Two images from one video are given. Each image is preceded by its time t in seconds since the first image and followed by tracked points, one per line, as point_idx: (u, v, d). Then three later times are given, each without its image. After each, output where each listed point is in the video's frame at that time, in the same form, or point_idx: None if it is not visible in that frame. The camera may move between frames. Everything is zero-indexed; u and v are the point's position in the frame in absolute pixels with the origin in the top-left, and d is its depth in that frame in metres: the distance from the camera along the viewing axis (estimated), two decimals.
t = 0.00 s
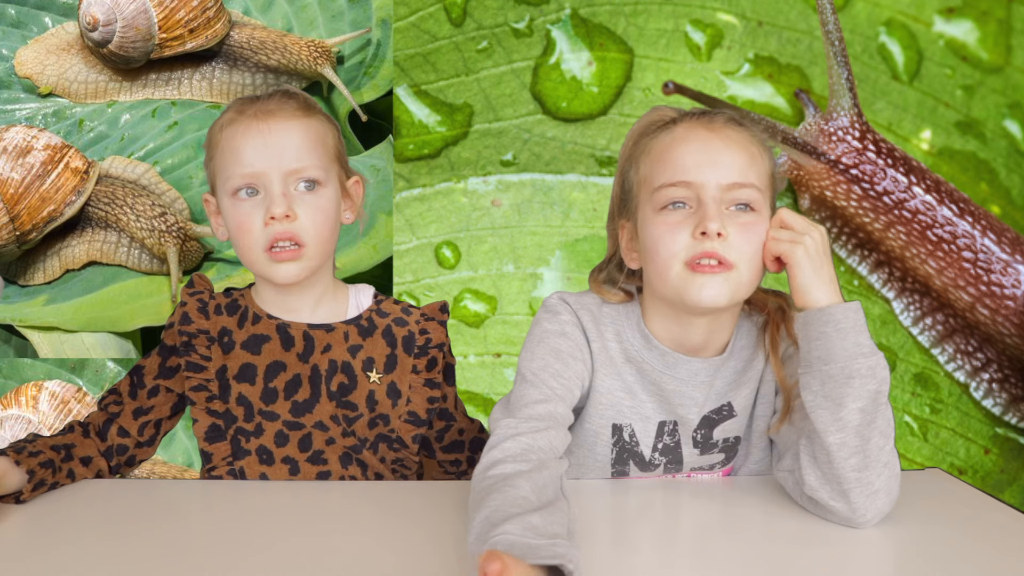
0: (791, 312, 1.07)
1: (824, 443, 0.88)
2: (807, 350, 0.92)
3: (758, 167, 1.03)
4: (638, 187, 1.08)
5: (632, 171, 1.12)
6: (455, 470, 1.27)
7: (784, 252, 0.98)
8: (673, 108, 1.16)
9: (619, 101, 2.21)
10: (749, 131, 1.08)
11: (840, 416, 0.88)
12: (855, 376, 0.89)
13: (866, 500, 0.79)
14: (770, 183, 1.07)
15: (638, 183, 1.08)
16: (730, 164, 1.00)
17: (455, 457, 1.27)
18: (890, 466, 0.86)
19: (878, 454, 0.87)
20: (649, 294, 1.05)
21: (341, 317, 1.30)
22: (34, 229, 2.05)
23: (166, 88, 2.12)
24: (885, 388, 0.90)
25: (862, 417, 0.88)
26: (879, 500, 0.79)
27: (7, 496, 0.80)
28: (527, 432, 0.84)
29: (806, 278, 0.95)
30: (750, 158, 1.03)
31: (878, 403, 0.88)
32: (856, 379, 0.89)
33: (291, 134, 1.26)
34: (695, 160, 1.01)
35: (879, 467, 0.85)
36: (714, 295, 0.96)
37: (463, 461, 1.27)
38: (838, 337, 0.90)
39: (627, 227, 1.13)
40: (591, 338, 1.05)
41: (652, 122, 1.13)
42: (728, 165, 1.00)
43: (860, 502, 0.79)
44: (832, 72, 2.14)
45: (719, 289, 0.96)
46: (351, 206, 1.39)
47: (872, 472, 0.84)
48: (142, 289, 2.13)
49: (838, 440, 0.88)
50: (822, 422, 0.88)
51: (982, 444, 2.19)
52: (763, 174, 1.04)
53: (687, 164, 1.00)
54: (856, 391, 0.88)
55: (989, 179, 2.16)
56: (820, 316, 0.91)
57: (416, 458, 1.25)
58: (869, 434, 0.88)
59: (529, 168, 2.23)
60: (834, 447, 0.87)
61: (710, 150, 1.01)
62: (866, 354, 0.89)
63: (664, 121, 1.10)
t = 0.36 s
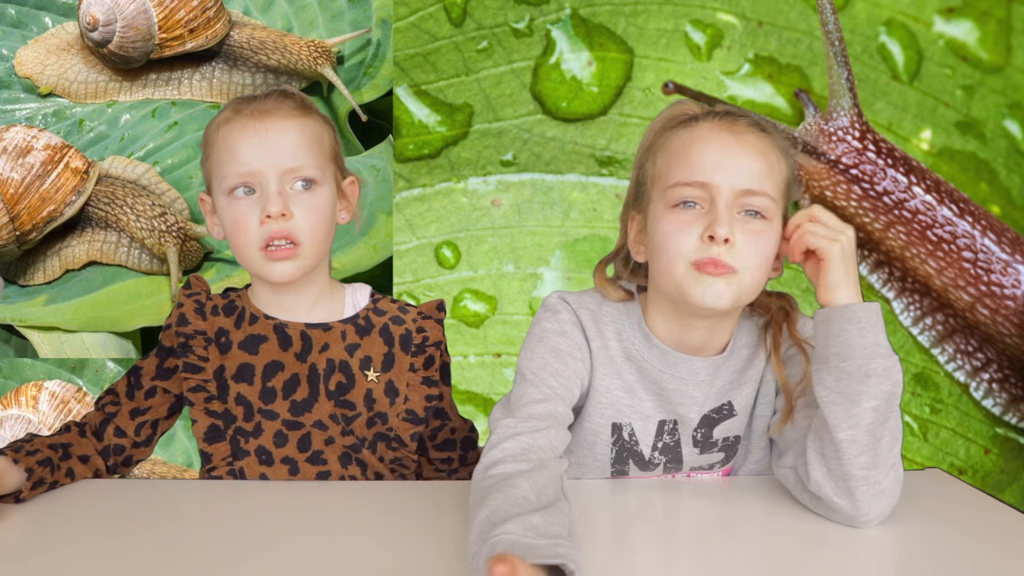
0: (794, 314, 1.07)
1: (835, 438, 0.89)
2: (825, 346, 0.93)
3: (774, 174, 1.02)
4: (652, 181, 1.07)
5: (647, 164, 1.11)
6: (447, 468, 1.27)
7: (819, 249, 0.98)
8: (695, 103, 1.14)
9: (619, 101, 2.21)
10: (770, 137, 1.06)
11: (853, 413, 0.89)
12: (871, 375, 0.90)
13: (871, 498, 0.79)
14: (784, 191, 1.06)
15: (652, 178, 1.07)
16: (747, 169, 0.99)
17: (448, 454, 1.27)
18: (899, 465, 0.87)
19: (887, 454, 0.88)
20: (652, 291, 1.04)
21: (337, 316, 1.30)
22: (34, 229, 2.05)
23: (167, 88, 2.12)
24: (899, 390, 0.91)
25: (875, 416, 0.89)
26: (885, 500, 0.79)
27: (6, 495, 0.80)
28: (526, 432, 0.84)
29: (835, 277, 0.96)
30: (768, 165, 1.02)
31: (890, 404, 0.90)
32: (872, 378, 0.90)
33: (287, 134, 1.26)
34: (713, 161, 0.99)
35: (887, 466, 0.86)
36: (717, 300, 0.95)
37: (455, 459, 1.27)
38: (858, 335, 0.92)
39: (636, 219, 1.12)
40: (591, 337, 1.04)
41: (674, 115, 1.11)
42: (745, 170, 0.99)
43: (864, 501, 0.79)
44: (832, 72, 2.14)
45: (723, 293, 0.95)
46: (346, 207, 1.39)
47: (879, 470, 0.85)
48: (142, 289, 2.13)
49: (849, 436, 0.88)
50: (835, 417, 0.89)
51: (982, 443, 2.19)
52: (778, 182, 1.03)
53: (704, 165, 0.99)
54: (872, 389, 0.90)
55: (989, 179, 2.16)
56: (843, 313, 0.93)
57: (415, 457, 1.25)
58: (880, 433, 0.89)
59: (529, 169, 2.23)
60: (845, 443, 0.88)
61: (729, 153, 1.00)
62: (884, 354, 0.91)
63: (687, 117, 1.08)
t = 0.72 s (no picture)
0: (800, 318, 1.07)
1: (843, 436, 0.89)
2: (838, 345, 0.94)
3: (791, 182, 1.02)
4: (667, 185, 1.07)
5: (661, 166, 1.10)
6: (441, 465, 1.28)
7: (831, 247, 1.00)
8: (709, 105, 1.14)
9: (619, 101, 2.21)
10: (786, 144, 1.06)
11: (863, 412, 0.89)
12: (883, 376, 0.90)
13: (873, 499, 0.79)
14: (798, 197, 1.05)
15: (667, 182, 1.06)
16: (767, 177, 0.99)
17: (441, 451, 1.28)
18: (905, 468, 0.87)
19: (894, 455, 0.88)
20: (664, 295, 1.04)
21: (335, 316, 1.30)
22: (34, 229, 2.05)
23: (167, 88, 2.12)
24: (909, 395, 0.91)
25: (884, 417, 0.89)
26: (887, 500, 0.79)
27: (6, 494, 0.80)
28: (530, 433, 0.84)
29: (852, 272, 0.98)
30: (784, 172, 1.01)
31: (900, 407, 0.90)
32: (883, 380, 0.90)
33: (281, 134, 1.26)
34: (732, 169, 0.99)
35: (893, 466, 0.86)
36: (733, 308, 0.95)
37: (448, 454, 1.29)
38: (873, 336, 0.92)
39: (648, 221, 1.12)
40: (599, 338, 1.04)
41: (690, 119, 1.11)
42: (765, 178, 0.98)
43: (867, 501, 0.79)
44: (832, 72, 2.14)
45: (737, 305, 0.95)
46: (342, 207, 1.38)
47: (885, 469, 0.85)
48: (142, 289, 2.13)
49: (857, 435, 0.88)
50: (845, 415, 0.90)
51: (981, 443, 2.19)
52: (794, 189, 1.03)
53: (723, 173, 0.99)
54: (883, 390, 0.90)
55: (989, 179, 2.16)
56: (860, 312, 0.93)
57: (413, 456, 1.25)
58: (888, 434, 0.89)
59: (529, 168, 2.23)
60: (852, 441, 0.88)
61: (748, 160, 0.99)
62: (897, 357, 0.91)
63: (704, 122, 1.07)
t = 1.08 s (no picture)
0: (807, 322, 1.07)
1: (844, 435, 0.89)
2: (841, 346, 0.94)
3: (803, 181, 1.01)
4: (678, 185, 1.06)
5: (671, 166, 1.09)
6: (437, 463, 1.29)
7: (842, 242, 1.01)
8: (719, 104, 1.13)
9: (619, 101, 2.21)
10: (797, 144, 1.05)
11: (864, 412, 0.89)
12: (885, 376, 0.90)
13: (873, 499, 0.79)
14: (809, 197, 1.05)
15: (678, 182, 1.06)
16: (779, 176, 0.98)
17: (436, 449, 1.29)
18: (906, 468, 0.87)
19: (895, 455, 0.88)
20: (674, 294, 1.03)
21: (334, 317, 1.30)
22: (34, 229, 2.05)
23: (166, 88, 2.12)
24: (910, 396, 0.91)
25: (885, 417, 0.89)
26: (888, 500, 0.79)
27: (6, 494, 0.80)
28: (533, 431, 0.84)
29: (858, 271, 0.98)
30: (796, 171, 1.01)
31: (902, 408, 0.90)
32: (885, 380, 0.90)
33: (284, 134, 1.26)
34: (743, 168, 0.98)
35: (894, 465, 0.86)
36: (745, 306, 0.94)
37: (443, 452, 1.30)
38: (875, 337, 0.92)
39: (659, 221, 1.11)
40: (604, 336, 1.04)
41: (701, 119, 1.10)
42: (776, 177, 0.98)
43: (868, 500, 0.79)
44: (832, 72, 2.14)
45: (750, 302, 0.94)
46: (343, 208, 1.38)
47: (886, 469, 0.85)
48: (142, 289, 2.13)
49: (859, 434, 0.88)
50: (846, 415, 0.89)
51: (982, 443, 2.19)
52: (806, 189, 1.03)
53: (734, 172, 0.98)
54: (884, 390, 0.90)
55: (989, 179, 2.16)
56: (860, 313, 0.93)
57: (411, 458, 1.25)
58: (889, 434, 0.89)
59: (529, 168, 2.23)
60: (854, 440, 0.88)
61: (760, 160, 0.99)
62: (899, 357, 0.91)
63: (715, 121, 1.07)
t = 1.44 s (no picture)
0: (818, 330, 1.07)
1: (849, 435, 0.89)
2: (849, 346, 0.94)
3: (817, 189, 1.01)
4: (692, 189, 1.06)
5: (686, 169, 1.09)
6: (432, 466, 1.29)
7: (858, 242, 1.01)
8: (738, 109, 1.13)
9: (619, 101, 2.21)
10: (813, 150, 1.05)
11: (870, 412, 0.89)
12: (892, 377, 0.91)
13: (875, 499, 0.79)
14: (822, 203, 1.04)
15: (692, 186, 1.06)
16: (791, 184, 0.98)
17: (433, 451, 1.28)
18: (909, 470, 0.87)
19: (900, 455, 0.88)
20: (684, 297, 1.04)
21: (331, 317, 1.30)
22: (34, 229, 2.05)
23: (166, 88, 2.12)
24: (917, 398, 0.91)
25: (891, 418, 0.90)
26: (890, 500, 0.79)
27: (6, 494, 0.80)
28: (539, 431, 0.84)
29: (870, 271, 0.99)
30: (811, 179, 1.00)
31: (908, 409, 0.90)
32: (892, 381, 0.91)
33: (281, 134, 1.25)
34: (757, 175, 0.98)
35: (897, 466, 0.87)
36: (754, 315, 0.95)
37: (440, 454, 1.29)
38: (884, 338, 0.93)
39: (673, 223, 1.11)
40: (616, 336, 1.04)
41: (718, 122, 1.10)
42: (789, 186, 0.97)
43: (869, 500, 0.79)
44: (832, 72, 2.14)
45: (760, 311, 0.95)
46: (342, 209, 1.38)
47: (889, 470, 0.85)
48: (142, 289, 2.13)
49: (863, 434, 0.89)
50: (851, 414, 0.90)
51: (982, 443, 2.19)
52: (820, 197, 1.02)
53: (748, 179, 0.98)
54: (891, 392, 0.90)
55: (989, 179, 2.16)
56: (870, 314, 0.94)
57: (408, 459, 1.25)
58: (894, 435, 0.89)
59: (529, 169, 2.23)
60: (858, 440, 0.89)
61: (773, 167, 0.99)
62: (907, 360, 0.91)
63: (731, 125, 1.06)
